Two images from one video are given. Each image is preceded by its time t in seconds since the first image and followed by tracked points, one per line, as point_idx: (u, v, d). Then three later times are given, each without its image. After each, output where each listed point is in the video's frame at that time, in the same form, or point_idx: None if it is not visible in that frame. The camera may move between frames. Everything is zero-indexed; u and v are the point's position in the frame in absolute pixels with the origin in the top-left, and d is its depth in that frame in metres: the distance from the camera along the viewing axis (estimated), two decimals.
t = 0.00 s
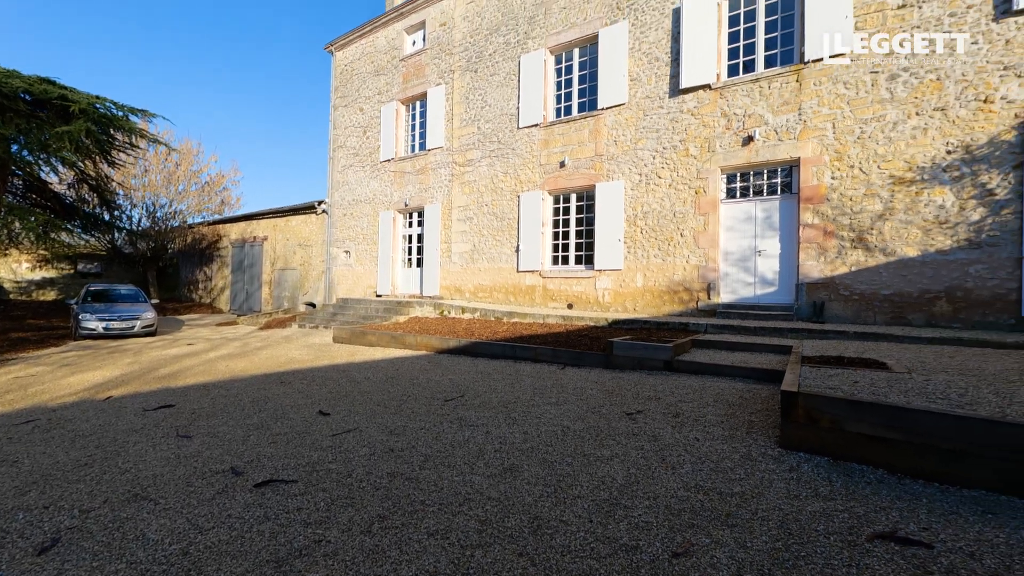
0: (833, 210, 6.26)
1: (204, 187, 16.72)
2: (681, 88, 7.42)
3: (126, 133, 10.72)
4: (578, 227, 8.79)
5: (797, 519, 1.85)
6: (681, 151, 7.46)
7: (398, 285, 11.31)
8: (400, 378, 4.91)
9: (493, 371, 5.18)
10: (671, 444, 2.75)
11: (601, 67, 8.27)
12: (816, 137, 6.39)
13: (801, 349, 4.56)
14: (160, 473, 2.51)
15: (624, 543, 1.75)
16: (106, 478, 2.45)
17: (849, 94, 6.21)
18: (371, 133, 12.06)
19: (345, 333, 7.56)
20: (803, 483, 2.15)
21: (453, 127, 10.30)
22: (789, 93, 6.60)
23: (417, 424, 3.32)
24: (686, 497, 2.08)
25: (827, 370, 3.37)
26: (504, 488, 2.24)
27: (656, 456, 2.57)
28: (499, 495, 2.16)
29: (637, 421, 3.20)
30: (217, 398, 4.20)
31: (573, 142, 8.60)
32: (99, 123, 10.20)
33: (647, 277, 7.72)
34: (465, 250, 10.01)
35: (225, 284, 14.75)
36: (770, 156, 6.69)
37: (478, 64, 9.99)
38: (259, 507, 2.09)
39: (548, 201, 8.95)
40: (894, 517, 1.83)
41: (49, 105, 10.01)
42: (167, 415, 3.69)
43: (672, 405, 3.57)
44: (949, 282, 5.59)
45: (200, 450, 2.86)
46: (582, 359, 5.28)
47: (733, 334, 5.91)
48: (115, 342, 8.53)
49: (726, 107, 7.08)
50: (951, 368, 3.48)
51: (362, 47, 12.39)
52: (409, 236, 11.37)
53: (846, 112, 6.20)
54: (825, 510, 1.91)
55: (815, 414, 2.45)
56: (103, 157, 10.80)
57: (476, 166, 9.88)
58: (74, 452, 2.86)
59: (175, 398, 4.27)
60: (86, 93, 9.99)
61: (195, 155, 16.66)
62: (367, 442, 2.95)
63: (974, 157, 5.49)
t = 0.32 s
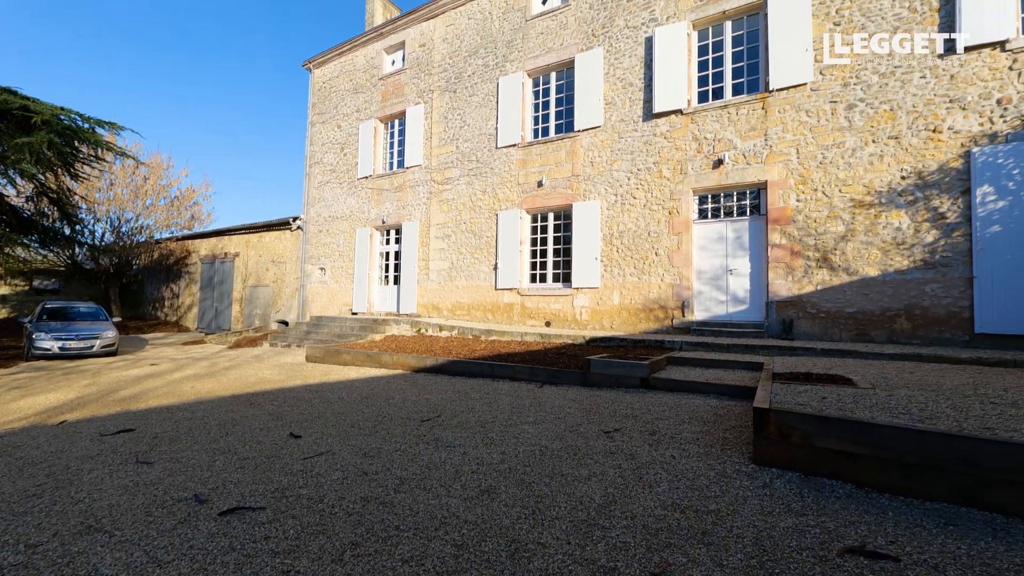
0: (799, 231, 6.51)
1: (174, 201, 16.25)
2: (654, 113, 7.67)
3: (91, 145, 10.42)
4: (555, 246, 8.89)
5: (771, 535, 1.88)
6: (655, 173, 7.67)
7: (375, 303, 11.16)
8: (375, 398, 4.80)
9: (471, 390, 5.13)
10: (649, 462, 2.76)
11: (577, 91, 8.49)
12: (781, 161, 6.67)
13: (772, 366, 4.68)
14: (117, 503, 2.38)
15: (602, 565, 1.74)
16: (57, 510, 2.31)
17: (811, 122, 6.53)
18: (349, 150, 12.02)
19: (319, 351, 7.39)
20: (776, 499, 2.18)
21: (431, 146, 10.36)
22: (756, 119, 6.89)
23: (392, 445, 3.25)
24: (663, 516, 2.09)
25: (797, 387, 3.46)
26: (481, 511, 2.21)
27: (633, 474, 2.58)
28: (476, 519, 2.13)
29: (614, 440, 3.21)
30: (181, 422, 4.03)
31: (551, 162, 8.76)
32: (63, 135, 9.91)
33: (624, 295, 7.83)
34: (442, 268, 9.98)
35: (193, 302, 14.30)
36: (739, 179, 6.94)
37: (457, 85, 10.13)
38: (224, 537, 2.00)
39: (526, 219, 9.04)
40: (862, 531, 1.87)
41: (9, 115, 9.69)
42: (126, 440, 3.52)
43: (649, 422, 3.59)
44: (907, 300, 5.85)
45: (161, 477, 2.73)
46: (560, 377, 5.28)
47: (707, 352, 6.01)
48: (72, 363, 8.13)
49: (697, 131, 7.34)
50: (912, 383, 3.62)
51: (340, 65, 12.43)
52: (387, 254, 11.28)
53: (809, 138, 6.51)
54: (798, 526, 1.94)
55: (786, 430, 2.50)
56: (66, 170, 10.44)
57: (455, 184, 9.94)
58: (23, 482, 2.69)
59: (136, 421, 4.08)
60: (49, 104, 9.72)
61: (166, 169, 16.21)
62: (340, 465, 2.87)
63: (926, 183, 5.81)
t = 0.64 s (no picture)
0: (768, 249, 6.72)
1: (142, 213, 15.73)
2: (629, 134, 7.88)
3: (53, 154, 10.06)
4: (533, 262, 8.96)
5: (745, 550, 1.91)
6: (631, 192, 7.84)
7: (350, 319, 10.98)
8: (349, 417, 4.69)
9: (448, 407, 5.07)
10: (625, 478, 2.77)
11: (555, 111, 8.68)
12: (750, 182, 6.92)
13: (744, 381, 4.77)
14: (70, 532, 2.25)
15: None
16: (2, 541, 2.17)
17: (777, 146, 6.81)
18: (327, 164, 11.93)
19: (291, 368, 7.20)
20: (749, 513, 2.22)
21: (410, 162, 10.38)
22: (726, 142, 7.15)
23: (366, 465, 3.18)
24: (640, 533, 2.10)
25: (768, 401, 3.54)
26: (457, 532, 2.17)
27: (611, 491, 2.58)
28: (451, 540, 2.09)
29: (592, 456, 3.22)
30: (143, 444, 3.86)
31: (529, 180, 8.87)
32: (23, 143, 9.54)
33: (601, 311, 7.91)
34: (420, 283, 9.92)
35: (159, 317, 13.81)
36: (711, 198, 7.16)
37: (436, 102, 10.22)
38: (185, 566, 1.91)
39: (504, 235, 9.10)
40: (832, 544, 1.92)
41: None
42: (81, 465, 3.35)
43: (625, 438, 3.62)
44: (870, 317, 6.09)
45: (119, 503, 2.60)
46: (538, 394, 5.27)
47: (682, 367, 6.11)
48: (24, 382, 7.71)
49: (670, 152, 7.56)
50: (875, 397, 3.74)
51: (319, 80, 12.41)
52: (363, 269, 11.16)
53: (775, 161, 6.78)
54: (770, 540, 1.97)
55: (758, 444, 2.54)
56: (25, 180, 10.04)
57: (433, 200, 9.96)
58: None
59: (93, 444, 3.89)
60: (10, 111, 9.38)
61: (133, 179, 15.71)
62: (311, 487, 2.79)
63: (885, 205, 6.10)
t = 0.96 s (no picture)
0: (740, 266, 6.91)
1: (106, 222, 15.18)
2: (605, 152, 8.05)
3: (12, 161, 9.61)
4: (512, 277, 8.99)
5: (719, 565, 1.92)
6: (607, 209, 7.98)
7: (325, 333, 10.76)
8: (321, 434, 4.57)
9: (424, 423, 4.99)
10: (602, 494, 2.77)
11: (534, 128, 8.81)
12: (722, 201, 7.13)
13: (718, 395, 4.86)
14: (15, 563, 2.12)
15: None
16: None
17: (747, 166, 7.05)
18: (303, 176, 11.79)
19: (262, 384, 6.99)
20: (723, 527, 2.24)
21: (389, 175, 10.35)
22: (698, 161, 7.38)
23: (338, 485, 3.10)
24: (617, 549, 2.09)
25: (740, 415, 3.61)
26: (432, 552, 2.13)
27: (587, 507, 2.58)
28: (425, 562, 2.05)
29: (569, 472, 3.21)
30: (100, 465, 3.68)
31: (507, 195, 8.95)
32: None
33: (579, 325, 7.97)
34: (397, 297, 9.83)
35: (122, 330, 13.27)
36: (684, 216, 7.34)
37: (416, 117, 10.26)
38: None
39: (483, 250, 9.11)
40: (802, 556, 1.95)
41: None
42: (30, 489, 3.16)
43: (602, 454, 3.62)
44: (836, 331, 6.30)
45: (71, 530, 2.46)
46: (516, 409, 5.24)
47: (658, 381, 6.17)
48: None
49: (646, 170, 7.75)
50: (842, 410, 3.86)
51: (297, 92, 12.32)
52: (339, 282, 10.99)
53: (746, 181, 7.01)
54: (744, 554, 2.00)
55: (731, 458, 2.58)
56: None
57: (412, 214, 9.93)
58: None
59: (46, 466, 3.68)
60: None
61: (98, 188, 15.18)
62: (280, 509, 2.70)
63: (847, 225, 6.36)
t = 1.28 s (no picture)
0: (718, 279, 7.04)
1: (74, 229, 14.69)
2: (587, 166, 8.16)
3: None
4: (494, 288, 8.99)
5: None
6: (589, 222, 8.07)
7: (303, 344, 10.56)
8: (297, 448, 4.46)
9: (404, 436, 4.92)
10: (582, 507, 2.76)
11: (516, 141, 8.89)
12: (700, 215, 7.28)
13: (696, 406, 4.91)
14: None
15: None
16: None
17: (724, 182, 7.23)
18: (283, 184, 11.64)
19: (235, 398, 6.79)
20: (702, 539, 2.26)
21: (371, 185, 10.29)
22: (677, 176, 7.54)
23: (313, 501, 3.02)
24: (596, 563, 2.08)
25: (719, 426, 3.65)
26: (408, 570, 2.09)
27: (567, 521, 2.57)
28: None
29: (549, 485, 3.19)
30: (60, 483, 3.51)
31: (490, 207, 8.98)
32: None
33: (560, 337, 7.99)
34: (378, 308, 9.72)
35: (89, 340, 12.81)
36: (664, 229, 7.47)
37: (399, 127, 10.26)
38: None
39: (465, 261, 9.10)
40: (778, 567, 1.97)
41: None
42: None
43: (583, 466, 3.61)
44: (810, 343, 6.45)
45: (27, 552, 2.34)
46: (497, 422, 5.21)
47: (639, 393, 6.21)
48: None
49: (627, 184, 7.87)
50: (815, 421, 3.93)
51: (278, 100, 12.21)
52: (318, 292, 10.82)
53: (723, 196, 7.19)
54: (722, 566, 2.01)
55: (709, 469, 2.60)
56: None
57: (394, 224, 9.87)
58: None
59: None
60: None
61: (67, 193, 14.71)
62: (252, 527, 2.61)
63: (820, 240, 6.55)
